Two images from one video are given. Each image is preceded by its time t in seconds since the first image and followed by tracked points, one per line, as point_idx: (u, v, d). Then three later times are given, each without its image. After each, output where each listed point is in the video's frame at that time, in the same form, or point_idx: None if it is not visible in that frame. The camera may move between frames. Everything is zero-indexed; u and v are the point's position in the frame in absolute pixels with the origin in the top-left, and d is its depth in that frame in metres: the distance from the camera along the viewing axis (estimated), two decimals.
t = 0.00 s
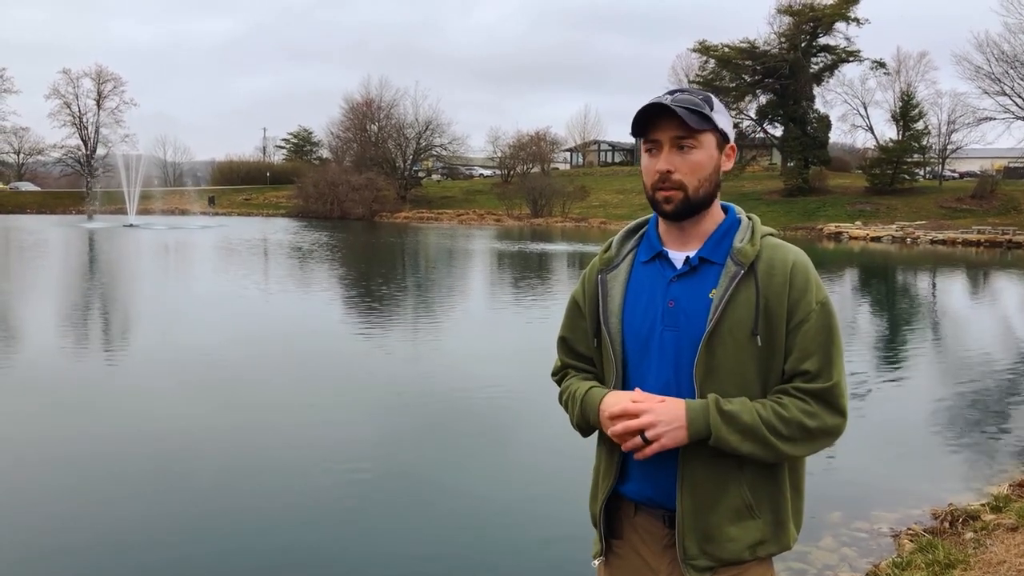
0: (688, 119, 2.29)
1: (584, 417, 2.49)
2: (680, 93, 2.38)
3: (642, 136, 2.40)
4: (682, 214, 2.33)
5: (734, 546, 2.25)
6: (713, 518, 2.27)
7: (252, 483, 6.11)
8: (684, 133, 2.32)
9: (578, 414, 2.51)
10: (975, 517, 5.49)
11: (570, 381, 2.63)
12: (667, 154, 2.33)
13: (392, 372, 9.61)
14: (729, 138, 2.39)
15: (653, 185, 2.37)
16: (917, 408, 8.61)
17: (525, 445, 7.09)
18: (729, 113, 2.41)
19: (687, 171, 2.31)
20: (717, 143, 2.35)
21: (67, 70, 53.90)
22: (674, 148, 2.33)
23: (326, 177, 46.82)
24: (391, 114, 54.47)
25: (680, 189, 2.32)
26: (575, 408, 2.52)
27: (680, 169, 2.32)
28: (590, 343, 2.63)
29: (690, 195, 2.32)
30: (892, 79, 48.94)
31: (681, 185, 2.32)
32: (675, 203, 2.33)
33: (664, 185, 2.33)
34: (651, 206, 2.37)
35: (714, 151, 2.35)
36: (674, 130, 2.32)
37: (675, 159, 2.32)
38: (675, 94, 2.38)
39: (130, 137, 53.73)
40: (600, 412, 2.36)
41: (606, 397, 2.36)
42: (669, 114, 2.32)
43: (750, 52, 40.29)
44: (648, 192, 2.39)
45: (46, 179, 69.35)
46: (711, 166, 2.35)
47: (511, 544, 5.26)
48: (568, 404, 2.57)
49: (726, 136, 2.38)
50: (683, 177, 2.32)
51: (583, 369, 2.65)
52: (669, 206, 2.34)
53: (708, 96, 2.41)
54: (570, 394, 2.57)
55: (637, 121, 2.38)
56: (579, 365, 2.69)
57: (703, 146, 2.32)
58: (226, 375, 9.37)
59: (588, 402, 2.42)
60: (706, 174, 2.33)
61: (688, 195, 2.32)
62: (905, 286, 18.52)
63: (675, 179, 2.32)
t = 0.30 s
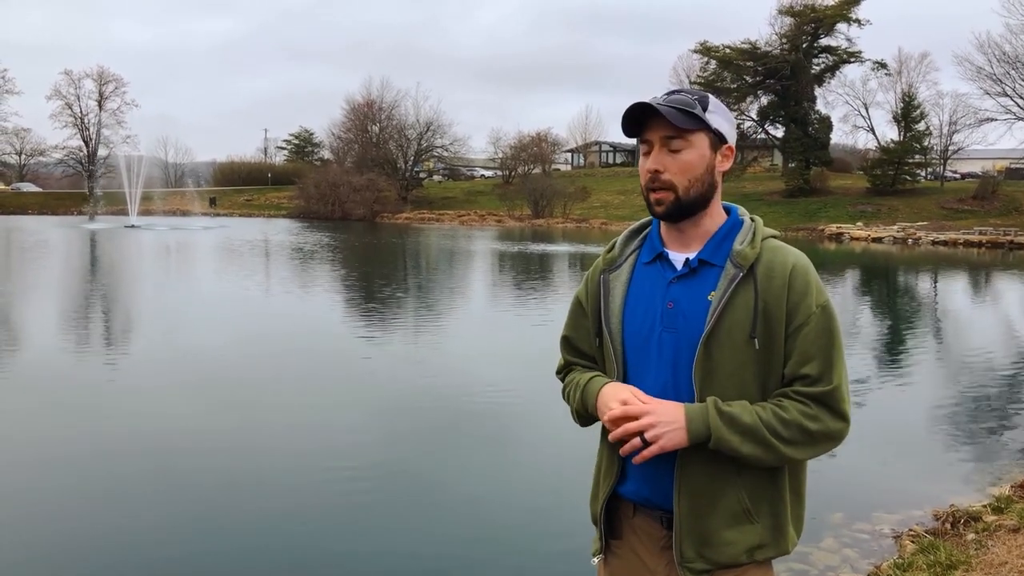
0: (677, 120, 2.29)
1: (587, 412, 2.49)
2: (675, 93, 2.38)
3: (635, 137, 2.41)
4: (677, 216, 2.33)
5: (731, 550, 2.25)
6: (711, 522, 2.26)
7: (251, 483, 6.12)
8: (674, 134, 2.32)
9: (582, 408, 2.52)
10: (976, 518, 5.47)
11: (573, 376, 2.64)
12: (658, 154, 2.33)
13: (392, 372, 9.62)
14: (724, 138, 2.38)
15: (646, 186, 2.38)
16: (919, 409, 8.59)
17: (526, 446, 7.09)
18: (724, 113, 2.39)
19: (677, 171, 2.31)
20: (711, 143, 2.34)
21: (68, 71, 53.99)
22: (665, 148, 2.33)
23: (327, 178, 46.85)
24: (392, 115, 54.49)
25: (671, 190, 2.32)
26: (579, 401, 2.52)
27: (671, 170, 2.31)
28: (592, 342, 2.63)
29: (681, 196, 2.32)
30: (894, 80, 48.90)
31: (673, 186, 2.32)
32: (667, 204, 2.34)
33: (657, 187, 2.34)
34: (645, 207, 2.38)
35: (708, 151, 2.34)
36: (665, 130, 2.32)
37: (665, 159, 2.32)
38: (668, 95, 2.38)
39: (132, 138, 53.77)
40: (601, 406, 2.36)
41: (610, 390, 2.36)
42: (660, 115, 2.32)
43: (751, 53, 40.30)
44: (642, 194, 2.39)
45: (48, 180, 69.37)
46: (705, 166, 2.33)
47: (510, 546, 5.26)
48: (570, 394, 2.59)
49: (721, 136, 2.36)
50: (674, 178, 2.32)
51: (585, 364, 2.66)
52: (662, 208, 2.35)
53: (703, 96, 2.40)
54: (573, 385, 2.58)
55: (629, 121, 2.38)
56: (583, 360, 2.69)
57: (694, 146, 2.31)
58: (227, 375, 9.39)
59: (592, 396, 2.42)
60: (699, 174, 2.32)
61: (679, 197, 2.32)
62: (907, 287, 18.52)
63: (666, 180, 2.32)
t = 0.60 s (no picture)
0: (680, 119, 2.28)
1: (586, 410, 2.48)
2: (677, 93, 2.38)
3: (637, 136, 2.40)
4: (676, 216, 2.33)
5: (728, 551, 2.24)
6: (708, 522, 2.26)
7: (251, 483, 6.13)
8: (677, 133, 2.31)
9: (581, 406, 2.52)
10: (978, 519, 5.46)
11: (572, 373, 2.63)
12: (660, 154, 2.33)
13: (392, 373, 9.61)
14: (726, 138, 2.37)
15: (648, 185, 2.37)
16: (920, 410, 8.57)
17: (526, 447, 7.09)
18: (726, 113, 2.38)
19: (678, 172, 2.31)
20: (712, 144, 2.33)
21: (70, 72, 54.14)
22: (667, 148, 2.32)
23: (329, 179, 46.86)
24: (393, 116, 54.50)
25: (672, 190, 2.32)
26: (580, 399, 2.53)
27: (672, 169, 2.31)
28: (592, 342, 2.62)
29: (682, 196, 2.31)
30: (895, 81, 48.86)
31: (674, 185, 2.31)
32: (668, 204, 2.33)
33: (658, 186, 2.33)
34: (646, 207, 2.37)
35: (709, 152, 2.33)
36: (667, 129, 2.31)
37: (668, 158, 2.31)
38: (671, 95, 2.38)
39: (133, 139, 53.79)
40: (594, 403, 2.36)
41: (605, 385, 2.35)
42: (662, 115, 2.31)
43: (753, 54, 40.30)
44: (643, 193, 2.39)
45: (49, 181, 69.37)
46: (706, 166, 2.33)
47: (511, 545, 5.27)
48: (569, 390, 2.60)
49: (723, 137, 2.36)
50: (675, 177, 2.31)
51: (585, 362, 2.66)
52: (662, 207, 2.34)
53: (705, 96, 2.39)
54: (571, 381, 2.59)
55: (632, 120, 2.38)
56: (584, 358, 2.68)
57: (696, 146, 2.30)
58: (227, 376, 9.40)
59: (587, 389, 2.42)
60: (700, 173, 2.32)
61: (681, 197, 2.32)
62: (908, 288, 18.48)
63: (667, 180, 2.32)
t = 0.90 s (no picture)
0: (684, 122, 2.29)
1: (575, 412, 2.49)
2: (678, 96, 2.38)
3: (638, 140, 2.41)
4: (679, 218, 2.33)
5: (731, 553, 2.25)
6: (711, 523, 2.26)
7: (250, 483, 6.14)
8: (679, 136, 2.32)
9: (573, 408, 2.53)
10: (979, 520, 5.46)
11: (563, 374, 2.64)
12: (663, 157, 2.34)
13: (393, 374, 9.63)
14: (726, 140, 2.38)
15: (651, 188, 2.37)
16: (921, 411, 8.58)
17: (527, 448, 7.10)
18: (727, 115, 2.40)
19: (681, 174, 2.32)
20: (713, 145, 2.34)
21: (71, 73, 54.25)
22: (670, 151, 2.33)
23: (330, 180, 46.91)
24: (394, 117, 54.57)
25: (676, 193, 2.33)
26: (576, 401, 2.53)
27: (675, 172, 2.32)
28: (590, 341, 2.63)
29: (686, 198, 2.32)
30: (896, 82, 48.87)
31: (678, 188, 2.32)
32: (672, 207, 2.33)
33: (661, 189, 2.34)
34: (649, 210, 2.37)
35: (710, 154, 2.34)
36: (669, 133, 2.32)
37: (671, 161, 2.33)
38: (672, 98, 2.39)
39: (134, 141, 53.89)
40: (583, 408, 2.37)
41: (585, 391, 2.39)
42: (664, 119, 2.32)
43: (754, 55, 40.32)
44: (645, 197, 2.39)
45: (50, 182, 69.44)
46: (708, 168, 2.34)
47: (512, 545, 5.28)
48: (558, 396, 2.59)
49: (723, 138, 2.37)
50: (679, 180, 2.32)
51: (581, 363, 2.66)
52: (666, 210, 2.34)
53: (705, 98, 2.40)
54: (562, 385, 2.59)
55: (634, 124, 2.38)
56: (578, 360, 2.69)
57: (699, 148, 2.32)
58: (227, 376, 9.44)
59: (571, 394, 2.43)
60: (702, 176, 2.33)
61: (685, 199, 2.32)
62: (909, 289, 18.49)
63: (671, 183, 2.32)
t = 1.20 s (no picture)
0: (688, 122, 2.29)
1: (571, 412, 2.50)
2: (680, 96, 2.38)
3: (640, 140, 2.41)
4: (681, 218, 2.33)
5: (734, 554, 2.25)
6: (712, 525, 2.26)
7: (250, 483, 6.15)
8: (682, 136, 2.32)
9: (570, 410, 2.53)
10: (981, 522, 5.46)
11: (558, 372, 2.64)
12: (666, 157, 2.34)
13: (394, 374, 9.64)
14: (728, 141, 2.39)
15: (652, 189, 2.38)
16: (921, 413, 8.58)
17: (527, 448, 7.11)
18: (729, 116, 2.40)
19: (683, 175, 2.32)
20: (715, 147, 2.35)
21: (73, 74, 54.38)
22: (673, 151, 2.33)
23: (331, 181, 46.92)
24: (395, 118, 54.67)
25: (679, 193, 2.32)
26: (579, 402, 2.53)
27: (678, 173, 2.32)
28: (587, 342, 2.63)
29: (688, 199, 2.32)
30: (897, 83, 48.90)
31: (680, 188, 2.32)
32: (675, 207, 2.33)
33: (663, 189, 2.34)
34: (650, 211, 2.37)
35: (713, 155, 2.35)
36: (673, 132, 2.32)
37: (674, 161, 2.33)
38: (676, 97, 2.39)
39: (135, 142, 53.99)
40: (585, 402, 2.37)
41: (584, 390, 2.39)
42: (668, 118, 2.32)
43: (755, 56, 40.29)
44: (647, 196, 2.39)
45: (51, 183, 69.52)
46: (710, 169, 2.34)
47: (513, 546, 5.29)
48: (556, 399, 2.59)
49: (724, 139, 2.37)
50: (681, 180, 2.32)
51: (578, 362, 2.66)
52: (668, 211, 2.34)
53: (707, 99, 2.40)
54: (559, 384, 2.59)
55: (637, 125, 2.38)
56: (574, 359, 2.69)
57: (702, 148, 2.32)
58: (227, 377, 9.45)
59: (570, 393, 2.43)
60: (704, 177, 2.33)
61: (687, 199, 2.32)
62: (911, 290, 18.47)
63: (674, 183, 2.32)
